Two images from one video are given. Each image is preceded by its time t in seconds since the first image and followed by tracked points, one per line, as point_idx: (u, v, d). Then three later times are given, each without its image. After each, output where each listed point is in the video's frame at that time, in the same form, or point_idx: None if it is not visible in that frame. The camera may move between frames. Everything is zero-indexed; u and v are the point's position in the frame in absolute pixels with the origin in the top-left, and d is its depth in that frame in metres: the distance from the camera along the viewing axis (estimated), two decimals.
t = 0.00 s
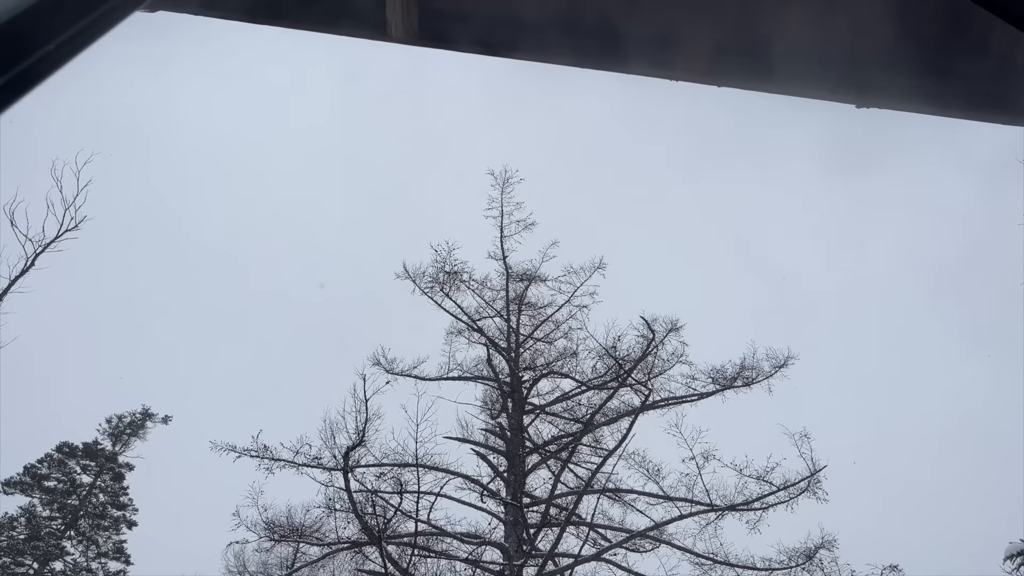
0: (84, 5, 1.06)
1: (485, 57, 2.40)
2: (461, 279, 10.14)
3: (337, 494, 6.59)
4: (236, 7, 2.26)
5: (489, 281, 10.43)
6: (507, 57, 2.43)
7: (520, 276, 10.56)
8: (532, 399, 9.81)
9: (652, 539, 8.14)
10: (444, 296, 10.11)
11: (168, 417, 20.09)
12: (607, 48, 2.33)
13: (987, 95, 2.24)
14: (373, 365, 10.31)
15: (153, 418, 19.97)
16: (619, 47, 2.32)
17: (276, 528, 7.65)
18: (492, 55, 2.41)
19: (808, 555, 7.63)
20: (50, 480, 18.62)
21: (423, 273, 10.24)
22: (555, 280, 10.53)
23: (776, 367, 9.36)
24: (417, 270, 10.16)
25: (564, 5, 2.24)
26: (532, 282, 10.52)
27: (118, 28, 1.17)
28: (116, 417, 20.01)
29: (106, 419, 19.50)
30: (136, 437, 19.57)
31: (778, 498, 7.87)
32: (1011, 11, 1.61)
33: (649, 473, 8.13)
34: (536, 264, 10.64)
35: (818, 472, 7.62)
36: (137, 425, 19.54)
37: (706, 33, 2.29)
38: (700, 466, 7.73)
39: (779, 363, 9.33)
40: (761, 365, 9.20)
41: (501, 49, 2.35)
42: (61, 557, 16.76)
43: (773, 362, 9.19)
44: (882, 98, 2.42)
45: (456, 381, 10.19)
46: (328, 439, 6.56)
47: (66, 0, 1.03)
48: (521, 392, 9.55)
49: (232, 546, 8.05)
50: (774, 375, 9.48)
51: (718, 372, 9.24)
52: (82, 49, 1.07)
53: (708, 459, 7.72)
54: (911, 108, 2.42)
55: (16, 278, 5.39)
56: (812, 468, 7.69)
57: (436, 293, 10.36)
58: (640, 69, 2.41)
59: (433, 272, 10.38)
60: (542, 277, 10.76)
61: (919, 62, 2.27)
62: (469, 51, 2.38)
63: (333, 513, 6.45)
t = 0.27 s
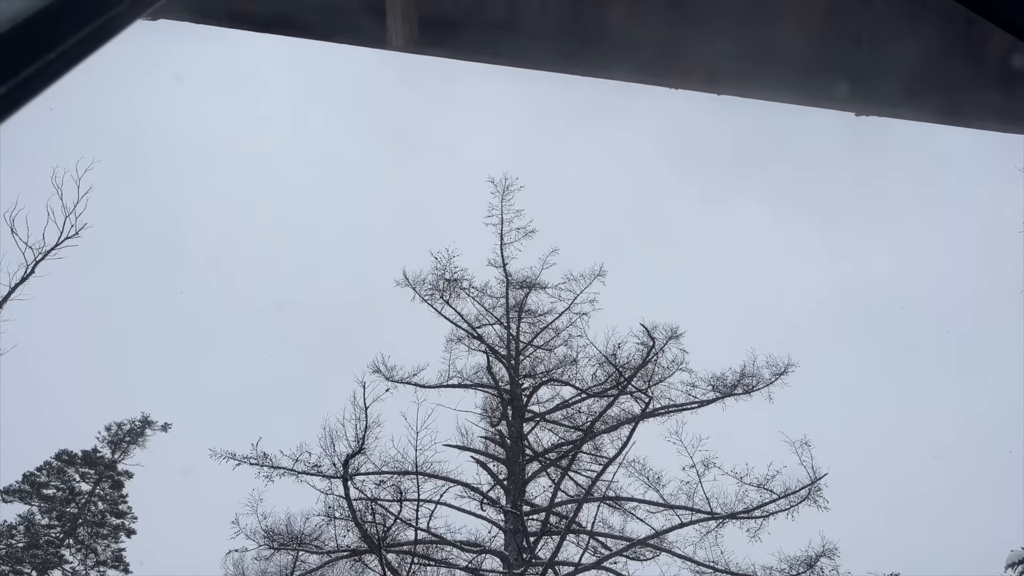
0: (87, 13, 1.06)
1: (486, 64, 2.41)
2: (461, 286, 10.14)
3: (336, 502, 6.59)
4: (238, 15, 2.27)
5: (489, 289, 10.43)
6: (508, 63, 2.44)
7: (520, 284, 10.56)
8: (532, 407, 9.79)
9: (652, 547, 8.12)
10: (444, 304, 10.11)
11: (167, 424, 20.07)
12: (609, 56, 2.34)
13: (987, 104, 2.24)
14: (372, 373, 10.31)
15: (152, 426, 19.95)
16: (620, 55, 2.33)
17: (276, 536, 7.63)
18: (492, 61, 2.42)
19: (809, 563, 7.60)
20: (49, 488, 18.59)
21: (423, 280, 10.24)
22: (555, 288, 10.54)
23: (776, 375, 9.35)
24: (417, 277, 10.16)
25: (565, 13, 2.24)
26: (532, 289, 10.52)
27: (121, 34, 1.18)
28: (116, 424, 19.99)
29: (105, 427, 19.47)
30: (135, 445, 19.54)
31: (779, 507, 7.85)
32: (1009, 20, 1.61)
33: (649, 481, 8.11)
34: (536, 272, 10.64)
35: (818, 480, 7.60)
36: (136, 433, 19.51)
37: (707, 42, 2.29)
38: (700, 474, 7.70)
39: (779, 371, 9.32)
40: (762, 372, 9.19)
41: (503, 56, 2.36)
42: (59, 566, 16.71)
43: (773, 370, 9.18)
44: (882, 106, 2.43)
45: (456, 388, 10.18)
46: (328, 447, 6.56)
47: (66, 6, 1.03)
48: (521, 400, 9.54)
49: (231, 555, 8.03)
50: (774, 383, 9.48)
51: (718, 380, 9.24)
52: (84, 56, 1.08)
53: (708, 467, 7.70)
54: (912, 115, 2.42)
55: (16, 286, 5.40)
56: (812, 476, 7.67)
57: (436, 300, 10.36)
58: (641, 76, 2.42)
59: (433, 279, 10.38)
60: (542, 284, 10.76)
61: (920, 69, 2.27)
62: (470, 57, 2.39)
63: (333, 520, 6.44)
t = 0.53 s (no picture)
0: (87, 23, 1.07)
1: (487, 72, 2.43)
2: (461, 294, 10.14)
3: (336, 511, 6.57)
4: (240, 25, 2.28)
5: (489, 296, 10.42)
6: (509, 71, 2.45)
7: (519, 291, 10.56)
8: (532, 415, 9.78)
9: (652, 556, 8.10)
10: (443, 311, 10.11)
11: (166, 432, 20.03)
12: (607, 65, 2.35)
13: (986, 112, 2.25)
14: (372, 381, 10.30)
15: (151, 434, 19.92)
16: (619, 64, 2.34)
17: (275, 545, 7.61)
18: (493, 68, 2.44)
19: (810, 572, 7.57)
20: (48, 496, 18.55)
21: (423, 287, 10.24)
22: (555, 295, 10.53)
23: (776, 383, 9.34)
24: (416, 285, 10.17)
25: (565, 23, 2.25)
26: (531, 297, 10.52)
27: (124, 44, 1.19)
28: (115, 432, 19.95)
29: (104, 435, 19.44)
30: (134, 453, 19.51)
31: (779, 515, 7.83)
32: (1009, 29, 1.62)
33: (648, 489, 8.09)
34: (535, 279, 10.64)
35: (818, 489, 7.58)
36: (135, 441, 19.48)
37: (706, 51, 2.31)
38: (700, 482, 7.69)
39: (779, 379, 9.31)
40: (761, 381, 9.18)
41: (503, 64, 2.38)
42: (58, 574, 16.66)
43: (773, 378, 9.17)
44: (881, 115, 2.44)
45: (456, 396, 10.17)
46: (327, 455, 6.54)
47: (67, 15, 1.03)
48: (521, 408, 9.53)
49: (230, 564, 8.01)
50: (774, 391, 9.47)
51: (718, 388, 9.23)
52: (83, 67, 1.08)
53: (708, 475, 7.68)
54: (911, 122, 2.44)
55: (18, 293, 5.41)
56: (812, 485, 7.65)
57: (436, 308, 10.35)
58: (641, 84, 2.44)
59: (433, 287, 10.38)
60: (542, 292, 10.76)
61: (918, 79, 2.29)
62: (471, 65, 2.41)
63: (332, 529, 6.42)
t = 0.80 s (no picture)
0: (83, 36, 1.06)
1: (486, 81, 2.43)
2: (461, 302, 10.15)
3: (336, 520, 6.55)
4: (240, 34, 2.29)
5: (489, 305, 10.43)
6: (508, 79, 2.46)
7: (519, 300, 10.56)
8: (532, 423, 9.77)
9: (653, 565, 8.07)
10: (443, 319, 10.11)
11: (165, 441, 19.98)
12: (606, 74, 2.36)
13: (984, 122, 2.26)
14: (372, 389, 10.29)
15: (151, 442, 19.87)
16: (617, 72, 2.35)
17: (274, 554, 7.58)
18: (492, 77, 2.44)
19: None
20: (47, 505, 18.49)
21: (423, 296, 10.24)
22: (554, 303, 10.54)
23: (776, 392, 9.34)
24: (416, 293, 10.17)
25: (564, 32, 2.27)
26: (531, 305, 10.53)
27: (124, 52, 1.19)
28: (114, 441, 19.90)
29: (103, 443, 19.39)
30: (133, 461, 19.45)
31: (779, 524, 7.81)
32: (1009, 39, 1.62)
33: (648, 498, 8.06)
34: (535, 288, 10.65)
35: (818, 498, 7.57)
36: (134, 449, 19.43)
37: (705, 60, 2.31)
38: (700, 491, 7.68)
39: (779, 388, 9.31)
40: (761, 389, 9.17)
41: (502, 72, 2.39)
42: None
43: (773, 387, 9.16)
44: (880, 123, 2.45)
45: (455, 405, 10.15)
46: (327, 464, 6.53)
47: (64, 29, 1.03)
48: (520, 416, 9.51)
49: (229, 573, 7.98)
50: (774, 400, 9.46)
51: (718, 396, 9.22)
52: (79, 81, 1.07)
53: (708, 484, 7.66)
54: (910, 131, 2.44)
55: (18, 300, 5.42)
56: (813, 494, 7.64)
57: (435, 316, 10.34)
58: (639, 92, 2.44)
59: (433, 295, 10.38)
60: (541, 301, 10.76)
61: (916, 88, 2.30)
62: (470, 73, 2.41)
63: (331, 538, 6.39)
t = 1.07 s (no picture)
0: (85, 44, 1.07)
1: (487, 89, 2.44)
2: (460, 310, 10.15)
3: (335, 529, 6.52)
4: (242, 44, 2.30)
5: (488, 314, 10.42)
6: (509, 88, 2.46)
7: (519, 308, 10.56)
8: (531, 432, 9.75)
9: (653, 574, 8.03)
10: (443, 327, 10.11)
11: (164, 449, 19.95)
12: (605, 83, 2.37)
13: (983, 131, 2.27)
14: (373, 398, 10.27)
15: (150, 451, 19.84)
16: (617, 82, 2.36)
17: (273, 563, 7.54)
18: (492, 85, 2.44)
19: None
20: (45, 514, 18.45)
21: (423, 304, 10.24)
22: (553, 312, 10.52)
23: (776, 400, 9.32)
24: (416, 302, 10.18)
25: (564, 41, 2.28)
26: (531, 314, 10.53)
27: (125, 61, 1.19)
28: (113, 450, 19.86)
29: (102, 452, 19.35)
30: (132, 470, 19.41)
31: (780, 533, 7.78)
32: (1006, 49, 1.63)
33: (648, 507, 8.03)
34: (535, 296, 10.65)
35: (819, 507, 7.55)
36: (133, 458, 19.40)
37: (704, 68, 2.32)
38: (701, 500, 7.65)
39: (779, 396, 9.29)
40: (761, 398, 9.16)
41: (502, 81, 2.39)
42: None
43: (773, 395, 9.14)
44: (880, 133, 2.46)
45: (455, 413, 10.14)
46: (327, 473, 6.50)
47: (67, 38, 1.03)
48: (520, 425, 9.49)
49: None
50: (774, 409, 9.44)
51: (718, 404, 9.21)
52: (81, 90, 1.08)
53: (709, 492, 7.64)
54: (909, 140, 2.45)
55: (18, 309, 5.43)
56: (813, 503, 7.61)
57: (435, 325, 10.34)
58: (639, 100, 2.45)
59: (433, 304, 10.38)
60: (541, 309, 10.77)
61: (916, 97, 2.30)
62: (470, 82, 2.42)
63: (331, 547, 6.36)
